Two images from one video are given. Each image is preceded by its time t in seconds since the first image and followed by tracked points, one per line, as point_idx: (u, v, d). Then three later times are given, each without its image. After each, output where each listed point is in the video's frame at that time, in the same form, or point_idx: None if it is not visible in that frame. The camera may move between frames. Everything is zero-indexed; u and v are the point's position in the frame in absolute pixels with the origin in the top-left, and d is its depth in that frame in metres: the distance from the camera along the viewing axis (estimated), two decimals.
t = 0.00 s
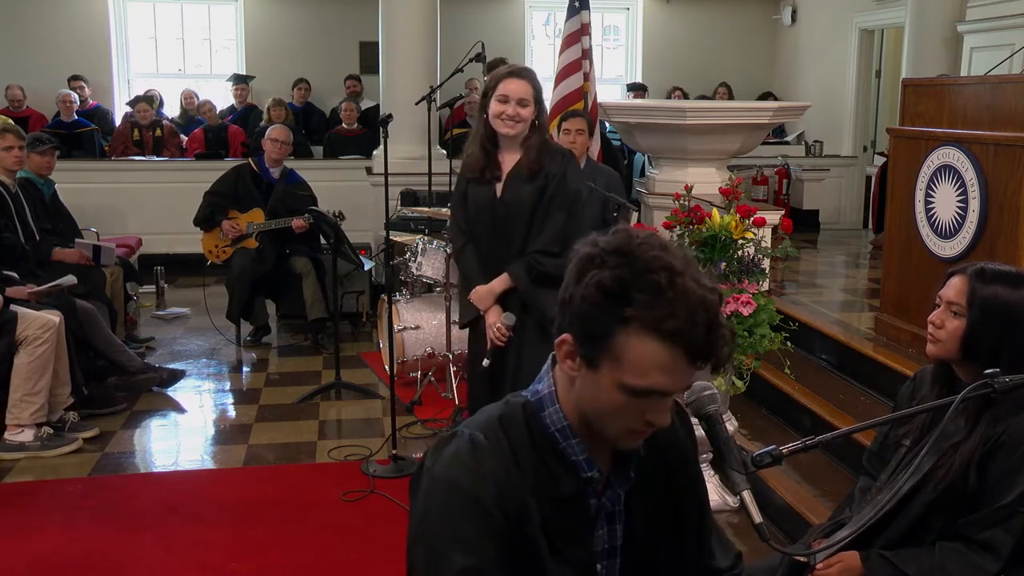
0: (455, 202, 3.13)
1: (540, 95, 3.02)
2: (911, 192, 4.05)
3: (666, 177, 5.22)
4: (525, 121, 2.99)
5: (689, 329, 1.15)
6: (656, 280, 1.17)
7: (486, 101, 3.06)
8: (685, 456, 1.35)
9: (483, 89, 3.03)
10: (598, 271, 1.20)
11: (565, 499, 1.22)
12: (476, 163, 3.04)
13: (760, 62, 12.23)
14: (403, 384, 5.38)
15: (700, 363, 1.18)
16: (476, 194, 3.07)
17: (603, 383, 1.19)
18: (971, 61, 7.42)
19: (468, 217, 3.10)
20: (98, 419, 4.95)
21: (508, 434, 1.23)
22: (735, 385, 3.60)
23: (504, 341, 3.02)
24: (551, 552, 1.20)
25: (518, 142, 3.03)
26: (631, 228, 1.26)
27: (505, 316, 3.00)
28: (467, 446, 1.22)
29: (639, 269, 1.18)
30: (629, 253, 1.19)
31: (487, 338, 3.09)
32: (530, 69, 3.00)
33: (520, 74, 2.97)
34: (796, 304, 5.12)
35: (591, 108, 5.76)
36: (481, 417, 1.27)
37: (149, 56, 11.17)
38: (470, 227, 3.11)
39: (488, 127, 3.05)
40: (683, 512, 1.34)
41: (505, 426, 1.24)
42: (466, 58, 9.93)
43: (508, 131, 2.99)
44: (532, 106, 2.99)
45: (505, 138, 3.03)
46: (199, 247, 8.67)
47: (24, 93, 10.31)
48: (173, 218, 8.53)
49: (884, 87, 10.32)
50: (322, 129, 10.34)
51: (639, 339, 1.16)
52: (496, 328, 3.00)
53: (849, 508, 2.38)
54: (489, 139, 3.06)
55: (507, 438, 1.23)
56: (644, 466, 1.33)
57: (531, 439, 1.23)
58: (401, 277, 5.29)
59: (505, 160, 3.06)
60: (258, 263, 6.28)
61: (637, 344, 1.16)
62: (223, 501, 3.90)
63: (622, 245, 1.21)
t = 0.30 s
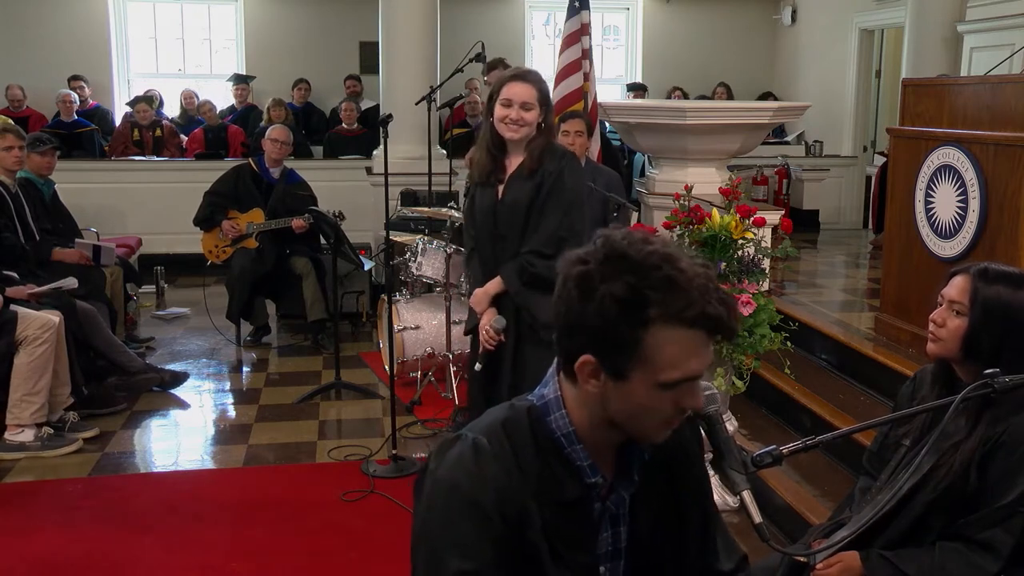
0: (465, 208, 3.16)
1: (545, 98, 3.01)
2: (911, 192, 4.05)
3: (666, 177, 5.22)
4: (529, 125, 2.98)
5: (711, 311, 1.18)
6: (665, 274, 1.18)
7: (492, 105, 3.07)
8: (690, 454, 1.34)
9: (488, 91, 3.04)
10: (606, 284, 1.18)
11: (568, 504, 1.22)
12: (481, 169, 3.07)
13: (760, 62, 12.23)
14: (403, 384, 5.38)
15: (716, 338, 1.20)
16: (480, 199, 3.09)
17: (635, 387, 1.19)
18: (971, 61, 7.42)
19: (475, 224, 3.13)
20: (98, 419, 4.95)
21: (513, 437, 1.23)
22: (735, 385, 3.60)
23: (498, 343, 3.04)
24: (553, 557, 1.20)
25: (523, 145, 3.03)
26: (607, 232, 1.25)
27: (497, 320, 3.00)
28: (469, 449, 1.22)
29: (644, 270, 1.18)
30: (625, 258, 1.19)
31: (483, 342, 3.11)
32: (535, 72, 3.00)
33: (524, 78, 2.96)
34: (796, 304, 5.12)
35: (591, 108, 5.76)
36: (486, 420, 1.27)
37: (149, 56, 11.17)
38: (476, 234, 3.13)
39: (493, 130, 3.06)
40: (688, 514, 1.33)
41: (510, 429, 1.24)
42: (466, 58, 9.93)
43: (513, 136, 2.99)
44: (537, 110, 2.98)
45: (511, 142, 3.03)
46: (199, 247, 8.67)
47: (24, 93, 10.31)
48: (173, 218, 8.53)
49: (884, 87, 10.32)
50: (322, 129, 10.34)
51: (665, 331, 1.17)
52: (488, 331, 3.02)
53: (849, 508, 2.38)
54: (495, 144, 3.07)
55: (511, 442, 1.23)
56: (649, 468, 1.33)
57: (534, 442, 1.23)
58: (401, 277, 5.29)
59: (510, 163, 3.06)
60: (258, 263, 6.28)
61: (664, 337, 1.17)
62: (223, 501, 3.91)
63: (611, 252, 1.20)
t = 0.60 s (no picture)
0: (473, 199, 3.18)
1: (542, 97, 2.88)
2: (911, 192, 4.05)
3: (666, 177, 5.22)
4: (520, 124, 2.88)
5: (697, 320, 1.17)
6: (662, 276, 1.19)
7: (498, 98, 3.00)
8: (686, 448, 1.36)
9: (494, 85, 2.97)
10: (601, 271, 1.20)
11: (573, 499, 1.22)
12: (480, 162, 3.06)
13: (760, 62, 12.23)
14: (403, 384, 5.38)
15: (707, 351, 1.20)
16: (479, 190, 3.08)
17: (616, 382, 1.20)
18: (971, 61, 7.43)
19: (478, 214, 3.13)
20: (98, 419, 4.95)
21: (519, 435, 1.23)
22: (735, 385, 3.60)
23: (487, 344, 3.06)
24: (567, 550, 1.20)
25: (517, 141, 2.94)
26: (622, 224, 1.26)
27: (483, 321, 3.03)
28: (480, 448, 1.22)
29: (640, 265, 1.19)
30: (627, 252, 1.20)
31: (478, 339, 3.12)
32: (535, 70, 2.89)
33: (522, 77, 2.87)
34: (796, 304, 5.12)
35: (591, 108, 5.76)
36: (490, 419, 1.27)
37: (149, 56, 11.17)
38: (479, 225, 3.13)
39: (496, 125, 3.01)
40: (690, 506, 1.35)
41: (516, 427, 1.24)
42: (466, 58, 9.94)
43: (503, 131, 2.90)
44: (530, 110, 2.86)
45: (504, 138, 2.95)
46: (199, 246, 8.67)
47: (24, 92, 10.31)
48: (173, 218, 8.53)
49: (884, 87, 10.32)
50: (322, 129, 10.34)
51: (650, 335, 1.17)
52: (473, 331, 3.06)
53: (849, 508, 2.38)
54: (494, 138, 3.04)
55: (519, 440, 1.23)
56: (649, 464, 1.34)
57: (539, 439, 1.23)
58: (401, 277, 5.29)
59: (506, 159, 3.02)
60: (258, 263, 6.28)
61: (648, 342, 1.18)
62: (223, 501, 3.91)
63: (619, 242, 1.22)
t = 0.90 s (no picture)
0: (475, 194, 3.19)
1: (538, 99, 2.87)
2: (911, 192, 4.05)
3: (666, 177, 5.22)
4: (513, 125, 2.89)
5: (700, 309, 1.18)
6: (657, 272, 1.18)
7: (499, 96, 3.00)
8: (691, 445, 1.36)
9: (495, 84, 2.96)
10: (595, 281, 1.19)
11: (575, 496, 1.23)
12: (481, 156, 3.06)
13: (760, 62, 12.24)
14: (403, 384, 5.38)
15: (708, 338, 1.21)
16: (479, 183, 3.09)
17: (626, 384, 1.20)
18: (971, 61, 7.43)
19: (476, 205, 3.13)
20: (98, 419, 4.95)
21: (517, 432, 1.24)
22: (735, 385, 3.60)
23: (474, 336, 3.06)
24: (562, 548, 1.20)
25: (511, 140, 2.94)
26: (600, 227, 1.26)
27: (470, 313, 3.01)
28: (477, 445, 1.22)
29: (634, 267, 1.19)
30: (617, 254, 1.20)
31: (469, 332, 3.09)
32: (534, 70, 2.88)
33: (517, 77, 2.85)
34: (796, 304, 5.12)
35: (591, 108, 5.76)
36: (490, 416, 1.27)
37: (149, 56, 11.17)
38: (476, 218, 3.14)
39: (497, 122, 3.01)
40: (692, 502, 1.35)
41: (514, 425, 1.24)
42: (466, 58, 9.94)
43: (497, 132, 2.92)
44: (524, 112, 2.86)
45: (501, 137, 2.95)
46: (199, 246, 8.67)
47: (24, 92, 10.31)
48: (173, 218, 8.53)
49: (884, 87, 10.33)
50: (322, 129, 10.34)
51: (653, 330, 1.18)
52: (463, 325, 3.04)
53: (848, 508, 2.37)
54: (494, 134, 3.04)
55: (517, 438, 1.23)
56: (652, 461, 1.34)
57: (539, 436, 1.24)
58: (401, 277, 5.29)
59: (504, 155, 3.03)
60: (258, 263, 6.28)
61: (652, 335, 1.18)
62: (223, 501, 3.91)
63: (604, 247, 1.21)
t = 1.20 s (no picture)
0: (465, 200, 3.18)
1: (535, 109, 2.91)
2: (911, 192, 4.05)
3: (666, 177, 5.22)
4: (512, 136, 2.91)
5: (707, 325, 1.17)
6: (667, 283, 1.18)
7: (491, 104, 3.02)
8: (701, 452, 1.36)
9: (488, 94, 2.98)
10: (606, 286, 1.20)
11: (584, 503, 1.23)
12: (476, 163, 3.07)
13: (760, 62, 12.23)
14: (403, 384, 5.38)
15: (717, 354, 1.20)
16: (470, 189, 3.09)
17: (629, 392, 1.20)
18: (971, 61, 7.43)
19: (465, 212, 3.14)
20: (98, 419, 4.96)
21: (527, 438, 1.24)
22: (736, 385, 3.59)
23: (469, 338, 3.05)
24: (569, 554, 1.20)
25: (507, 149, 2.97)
26: (622, 235, 1.27)
27: (465, 316, 3.02)
28: (487, 451, 1.22)
29: (644, 275, 1.19)
30: (629, 261, 1.21)
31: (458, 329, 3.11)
32: (529, 80, 2.90)
33: (514, 88, 2.87)
34: (796, 304, 5.12)
35: (591, 108, 5.76)
36: (499, 422, 1.27)
37: (149, 56, 11.17)
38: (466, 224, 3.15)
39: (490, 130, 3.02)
40: (699, 509, 1.34)
41: (524, 431, 1.24)
42: (466, 58, 9.94)
43: (495, 143, 2.95)
44: (521, 123, 2.89)
45: (497, 147, 2.98)
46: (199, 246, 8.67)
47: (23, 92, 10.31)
48: (173, 218, 8.53)
49: (884, 87, 10.32)
50: (322, 129, 10.34)
51: (658, 343, 1.17)
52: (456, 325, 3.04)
53: (848, 508, 2.37)
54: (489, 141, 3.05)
55: (527, 444, 1.23)
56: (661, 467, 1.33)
57: (550, 444, 1.23)
58: (401, 277, 5.29)
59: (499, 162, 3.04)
60: (258, 263, 6.28)
61: (657, 348, 1.17)
62: (223, 502, 3.91)
63: (620, 253, 1.22)
